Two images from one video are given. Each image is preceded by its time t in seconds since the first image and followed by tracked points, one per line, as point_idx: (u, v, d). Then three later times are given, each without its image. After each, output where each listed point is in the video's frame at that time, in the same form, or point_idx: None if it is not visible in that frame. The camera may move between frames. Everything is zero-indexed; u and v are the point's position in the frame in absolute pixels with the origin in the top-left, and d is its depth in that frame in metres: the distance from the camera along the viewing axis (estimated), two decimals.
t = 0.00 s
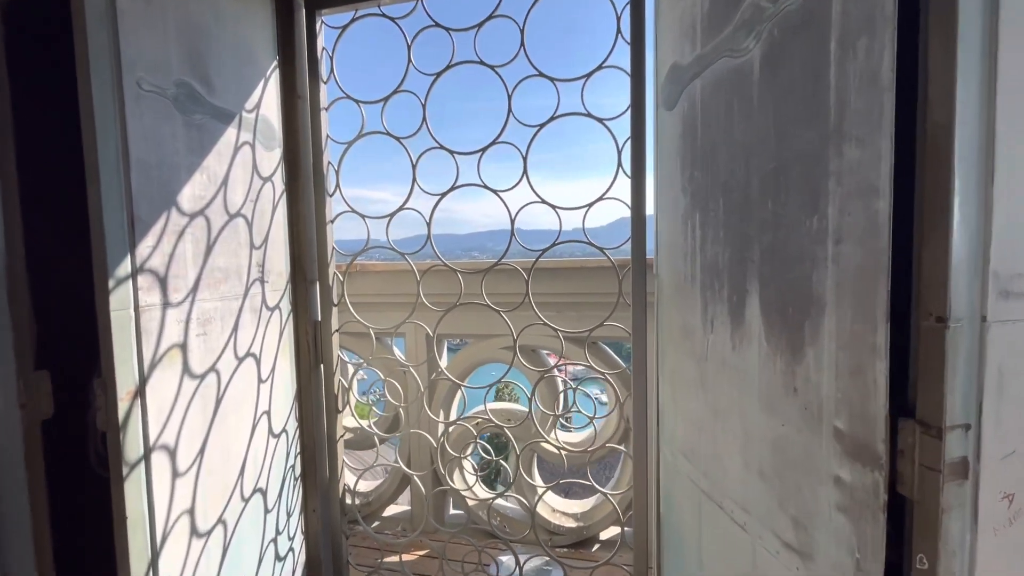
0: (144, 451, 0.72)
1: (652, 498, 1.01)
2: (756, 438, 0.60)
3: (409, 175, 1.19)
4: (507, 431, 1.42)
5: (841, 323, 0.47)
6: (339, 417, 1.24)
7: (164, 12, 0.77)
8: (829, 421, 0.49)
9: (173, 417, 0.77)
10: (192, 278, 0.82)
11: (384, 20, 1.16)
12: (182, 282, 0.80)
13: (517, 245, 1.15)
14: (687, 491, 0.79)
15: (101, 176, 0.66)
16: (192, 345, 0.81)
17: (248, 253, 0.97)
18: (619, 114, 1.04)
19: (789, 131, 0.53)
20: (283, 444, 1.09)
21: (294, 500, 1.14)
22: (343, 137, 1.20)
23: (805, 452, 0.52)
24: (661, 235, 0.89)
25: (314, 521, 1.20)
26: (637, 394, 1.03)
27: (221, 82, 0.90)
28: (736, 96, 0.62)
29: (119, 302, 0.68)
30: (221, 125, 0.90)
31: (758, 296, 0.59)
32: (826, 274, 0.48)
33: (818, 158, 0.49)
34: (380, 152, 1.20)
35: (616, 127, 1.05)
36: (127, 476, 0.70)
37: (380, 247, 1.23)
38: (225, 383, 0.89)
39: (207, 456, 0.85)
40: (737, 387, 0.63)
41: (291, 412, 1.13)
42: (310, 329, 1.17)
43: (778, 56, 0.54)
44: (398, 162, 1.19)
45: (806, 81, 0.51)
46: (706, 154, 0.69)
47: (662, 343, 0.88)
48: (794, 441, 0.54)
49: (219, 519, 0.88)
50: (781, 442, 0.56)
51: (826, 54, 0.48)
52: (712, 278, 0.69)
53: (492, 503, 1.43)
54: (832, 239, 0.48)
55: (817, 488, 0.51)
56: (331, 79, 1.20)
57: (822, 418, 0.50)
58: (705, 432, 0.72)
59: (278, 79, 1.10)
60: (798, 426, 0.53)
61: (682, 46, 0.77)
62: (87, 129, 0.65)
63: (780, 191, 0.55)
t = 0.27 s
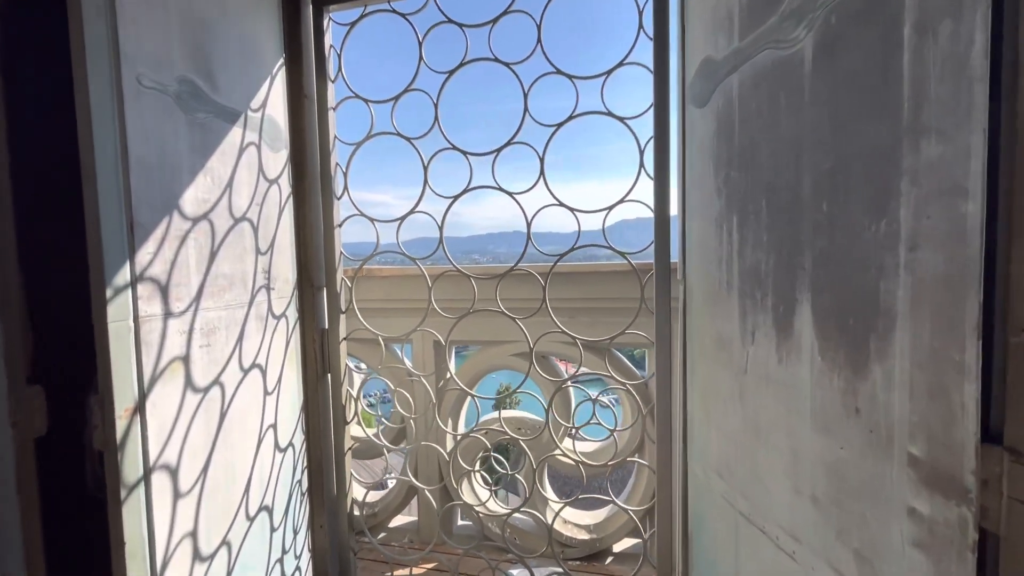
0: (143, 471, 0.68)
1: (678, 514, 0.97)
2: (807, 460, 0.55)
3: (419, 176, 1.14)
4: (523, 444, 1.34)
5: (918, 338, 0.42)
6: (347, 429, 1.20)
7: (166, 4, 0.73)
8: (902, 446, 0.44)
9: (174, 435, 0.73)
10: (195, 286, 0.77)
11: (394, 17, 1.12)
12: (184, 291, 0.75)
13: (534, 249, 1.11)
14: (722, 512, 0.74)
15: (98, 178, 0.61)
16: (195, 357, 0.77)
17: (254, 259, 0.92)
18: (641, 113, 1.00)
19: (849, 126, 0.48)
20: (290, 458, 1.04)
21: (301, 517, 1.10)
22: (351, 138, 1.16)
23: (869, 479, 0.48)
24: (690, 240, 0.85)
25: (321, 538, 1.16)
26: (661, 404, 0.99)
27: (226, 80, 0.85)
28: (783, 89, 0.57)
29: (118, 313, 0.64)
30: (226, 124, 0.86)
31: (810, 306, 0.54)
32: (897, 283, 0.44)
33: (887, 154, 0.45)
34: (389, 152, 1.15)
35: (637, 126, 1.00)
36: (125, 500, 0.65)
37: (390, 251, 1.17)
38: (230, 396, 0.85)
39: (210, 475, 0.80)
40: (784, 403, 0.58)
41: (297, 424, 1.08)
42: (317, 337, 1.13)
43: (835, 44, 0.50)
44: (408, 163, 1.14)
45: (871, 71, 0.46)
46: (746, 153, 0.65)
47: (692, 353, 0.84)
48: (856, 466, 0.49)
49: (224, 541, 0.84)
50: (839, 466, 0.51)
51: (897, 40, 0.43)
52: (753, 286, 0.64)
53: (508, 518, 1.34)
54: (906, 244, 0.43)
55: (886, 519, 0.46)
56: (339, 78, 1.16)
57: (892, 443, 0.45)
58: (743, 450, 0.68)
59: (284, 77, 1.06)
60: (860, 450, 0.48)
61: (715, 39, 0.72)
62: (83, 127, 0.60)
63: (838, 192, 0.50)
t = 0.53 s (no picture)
0: (136, 491, 0.63)
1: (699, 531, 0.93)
2: (858, 484, 0.51)
3: (427, 177, 1.09)
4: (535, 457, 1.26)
5: (998, 354, 0.38)
6: (351, 440, 1.15)
7: None
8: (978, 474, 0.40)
9: (170, 451, 0.68)
10: (193, 293, 0.73)
11: (402, 12, 1.08)
12: (181, 298, 0.71)
13: (545, 252, 1.06)
14: (754, 534, 0.69)
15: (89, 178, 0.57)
16: (192, 368, 0.72)
17: (255, 263, 0.88)
18: (660, 111, 0.97)
19: (909, 118, 0.44)
20: (292, 471, 0.99)
21: (303, 532, 1.05)
22: (356, 137, 1.11)
23: (935, 507, 0.43)
24: (715, 243, 0.80)
25: (324, 554, 1.11)
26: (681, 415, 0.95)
27: (227, 76, 0.81)
28: (827, 80, 0.53)
29: (109, 322, 0.60)
30: (227, 123, 0.82)
31: (861, 315, 0.49)
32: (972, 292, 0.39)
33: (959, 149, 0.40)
34: (396, 152, 1.11)
35: (656, 124, 0.97)
36: (116, 523, 0.60)
37: (396, 255, 1.13)
38: (229, 409, 0.80)
39: (207, 493, 0.76)
40: (829, 420, 0.54)
41: (300, 436, 1.03)
42: (320, 344, 1.08)
43: (892, 29, 0.46)
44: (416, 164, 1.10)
45: (937, 57, 0.42)
46: (782, 150, 0.61)
47: (718, 363, 0.79)
48: (918, 493, 0.45)
49: (222, 562, 0.79)
50: (897, 492, 0.47)
51: (970, 22, 0.39)
52: (791, 292, 0.60)
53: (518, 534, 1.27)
54: (982, 249, 0.39)
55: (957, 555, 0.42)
56: (344, 75, 1.12)
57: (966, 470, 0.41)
58: (779, 468, 0.63)
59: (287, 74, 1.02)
60: (924, 475, 0.44)
61: (745, 30, 0.68)
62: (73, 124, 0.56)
63: (896, 190, 0.46)
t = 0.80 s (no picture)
0: (103, 522, 0.57)
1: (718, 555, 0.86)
2: (917, 520, 0.44)
3: (427, 176, 1.03)
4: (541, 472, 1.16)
5: None
6: (345, 455, 1.08)
7: None
8: None
9: (142, 475, 0.62)
10: (171, 300, 0.67)
11: (401, 3, 1.02)
12: (157, 306, 0.65)
13: (553, 255, 0.99)
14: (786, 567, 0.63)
15: (49, 173, 0.51)
16: (169, 382, 0.66)
17: (242, 267, 0.82)
18: (674, 106, 0.92)
19: (982, 101, 0.38)
20: (281, 490, 0.93)
21: (294, 554, 0.98)
22: (352, 135, 1.05)
23: (1013, 555, 0.37)
24: (737, 246, 0.74)
25: None
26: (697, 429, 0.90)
27: (211, 66, 0.76)
28: (875, 63, 0.47)
29: (71, 334, 0.53)
30: (211, 117, 0.76)
31: (921, 328, 0.43)
32: None
33: None
34: (395, 151, 1.05)
35: (670, 119, 0.92)
36: (77, 558, 0.54)
37: (393, 259, 1.06)
38: (211, 425, 0.74)
39: (186, 518, 0.69)
40: (880, 447, 0.48)
41: (290, 452, 0.97)
42: (313, 353, 1.02)
43: None
44: (415, 162, 1.04)
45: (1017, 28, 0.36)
46: (818, 143, 0.55)
47: (743, 377, 0.73)
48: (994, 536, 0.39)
49: None
50: (967, 533, 0.40)
51: None
52: (831, 300, 0.53)
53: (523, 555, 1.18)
54: None
55: None
56: (339, 70, 1.06)
57: None
58: (816, 496, 0.57)
59: (278, 67, 0.96)
60: (1002, 516, 0.38)
61: (773, 14, 0.62)
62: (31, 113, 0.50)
63: (965, 185, 0.40)
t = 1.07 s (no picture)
0: None
1: None
2: None
3: (418, 174, 0.95)
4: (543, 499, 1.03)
5: None
6: (329, 477, 1.00)
7: None
8: None
9: (82, 517, 0.54)
10: (120, 314, 0.59)
11: None
12: (102, 321, 0.56)
13: (553, 261, 0.91)
14: None
15: None
16: (117, 408, 0.58)
17: (209, 275, 0.74)
18: (687, 99, 0.84)
19: None
20: (255, 519, 0.85)
21: None
22: (337, 132, 0.97)
23: None
24: (761, 251, 0.67)
25: None
26: (712, 451, 0.82)
27: (175, 52, 0.68)
28: (941, 34, 0.39)
29: None
30: (174, 108, 0.68)
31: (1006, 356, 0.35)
32: None
33: None
34: (384, 149, 0.96)
35: (682, 113, 0.85)
36: None
37: (381, 265, 0.98)
38: (170, 454, 0.66)
39: (138, 561, 0.61)
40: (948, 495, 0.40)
41: (267, 475, 0.89)
42: (294, 366, 0.94)
43: None
44: (405, 160, 0.96)
45: None
46: (863, 133, 0.47)
47: (767, 398, 0.65)
48: None
49: None
50: None
51: None
52: (882, 317, 0.45)
53: None
54: None
55: None
56: (323, 61, 0.97)
57: None
58: (860, 543, 0.49)
59: (256, 58, 0.89)
60: None
61: None
62: None
63: None
